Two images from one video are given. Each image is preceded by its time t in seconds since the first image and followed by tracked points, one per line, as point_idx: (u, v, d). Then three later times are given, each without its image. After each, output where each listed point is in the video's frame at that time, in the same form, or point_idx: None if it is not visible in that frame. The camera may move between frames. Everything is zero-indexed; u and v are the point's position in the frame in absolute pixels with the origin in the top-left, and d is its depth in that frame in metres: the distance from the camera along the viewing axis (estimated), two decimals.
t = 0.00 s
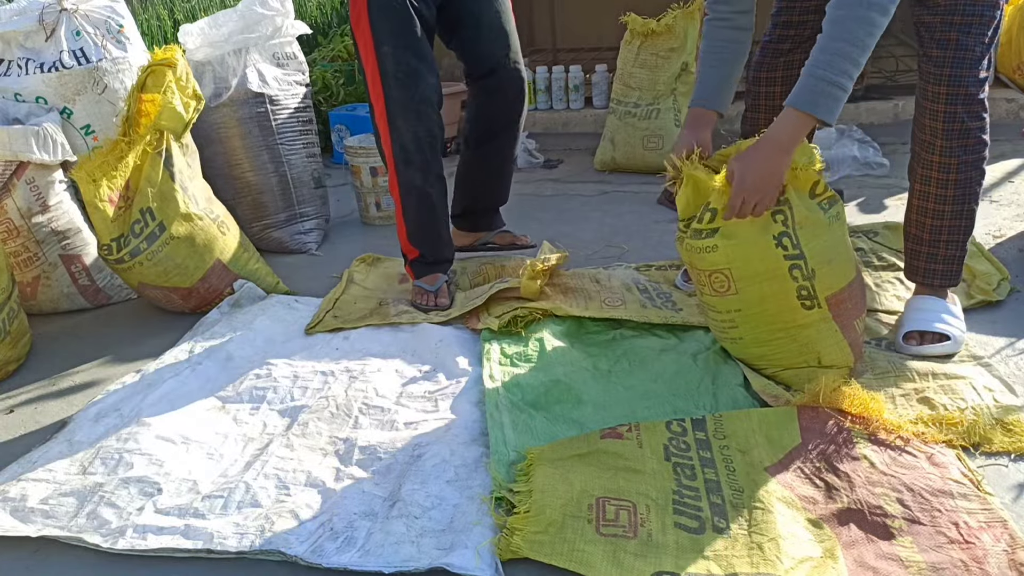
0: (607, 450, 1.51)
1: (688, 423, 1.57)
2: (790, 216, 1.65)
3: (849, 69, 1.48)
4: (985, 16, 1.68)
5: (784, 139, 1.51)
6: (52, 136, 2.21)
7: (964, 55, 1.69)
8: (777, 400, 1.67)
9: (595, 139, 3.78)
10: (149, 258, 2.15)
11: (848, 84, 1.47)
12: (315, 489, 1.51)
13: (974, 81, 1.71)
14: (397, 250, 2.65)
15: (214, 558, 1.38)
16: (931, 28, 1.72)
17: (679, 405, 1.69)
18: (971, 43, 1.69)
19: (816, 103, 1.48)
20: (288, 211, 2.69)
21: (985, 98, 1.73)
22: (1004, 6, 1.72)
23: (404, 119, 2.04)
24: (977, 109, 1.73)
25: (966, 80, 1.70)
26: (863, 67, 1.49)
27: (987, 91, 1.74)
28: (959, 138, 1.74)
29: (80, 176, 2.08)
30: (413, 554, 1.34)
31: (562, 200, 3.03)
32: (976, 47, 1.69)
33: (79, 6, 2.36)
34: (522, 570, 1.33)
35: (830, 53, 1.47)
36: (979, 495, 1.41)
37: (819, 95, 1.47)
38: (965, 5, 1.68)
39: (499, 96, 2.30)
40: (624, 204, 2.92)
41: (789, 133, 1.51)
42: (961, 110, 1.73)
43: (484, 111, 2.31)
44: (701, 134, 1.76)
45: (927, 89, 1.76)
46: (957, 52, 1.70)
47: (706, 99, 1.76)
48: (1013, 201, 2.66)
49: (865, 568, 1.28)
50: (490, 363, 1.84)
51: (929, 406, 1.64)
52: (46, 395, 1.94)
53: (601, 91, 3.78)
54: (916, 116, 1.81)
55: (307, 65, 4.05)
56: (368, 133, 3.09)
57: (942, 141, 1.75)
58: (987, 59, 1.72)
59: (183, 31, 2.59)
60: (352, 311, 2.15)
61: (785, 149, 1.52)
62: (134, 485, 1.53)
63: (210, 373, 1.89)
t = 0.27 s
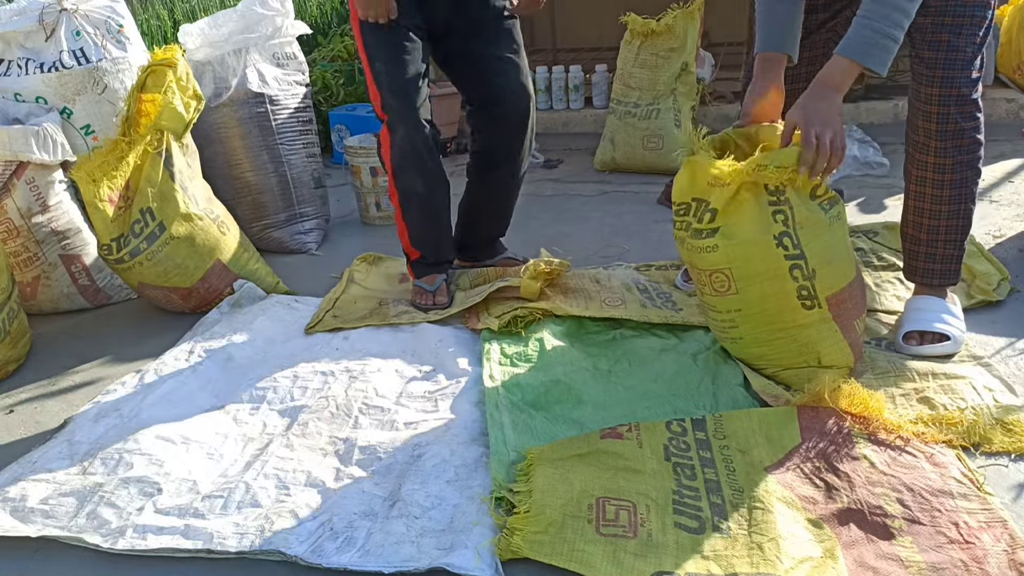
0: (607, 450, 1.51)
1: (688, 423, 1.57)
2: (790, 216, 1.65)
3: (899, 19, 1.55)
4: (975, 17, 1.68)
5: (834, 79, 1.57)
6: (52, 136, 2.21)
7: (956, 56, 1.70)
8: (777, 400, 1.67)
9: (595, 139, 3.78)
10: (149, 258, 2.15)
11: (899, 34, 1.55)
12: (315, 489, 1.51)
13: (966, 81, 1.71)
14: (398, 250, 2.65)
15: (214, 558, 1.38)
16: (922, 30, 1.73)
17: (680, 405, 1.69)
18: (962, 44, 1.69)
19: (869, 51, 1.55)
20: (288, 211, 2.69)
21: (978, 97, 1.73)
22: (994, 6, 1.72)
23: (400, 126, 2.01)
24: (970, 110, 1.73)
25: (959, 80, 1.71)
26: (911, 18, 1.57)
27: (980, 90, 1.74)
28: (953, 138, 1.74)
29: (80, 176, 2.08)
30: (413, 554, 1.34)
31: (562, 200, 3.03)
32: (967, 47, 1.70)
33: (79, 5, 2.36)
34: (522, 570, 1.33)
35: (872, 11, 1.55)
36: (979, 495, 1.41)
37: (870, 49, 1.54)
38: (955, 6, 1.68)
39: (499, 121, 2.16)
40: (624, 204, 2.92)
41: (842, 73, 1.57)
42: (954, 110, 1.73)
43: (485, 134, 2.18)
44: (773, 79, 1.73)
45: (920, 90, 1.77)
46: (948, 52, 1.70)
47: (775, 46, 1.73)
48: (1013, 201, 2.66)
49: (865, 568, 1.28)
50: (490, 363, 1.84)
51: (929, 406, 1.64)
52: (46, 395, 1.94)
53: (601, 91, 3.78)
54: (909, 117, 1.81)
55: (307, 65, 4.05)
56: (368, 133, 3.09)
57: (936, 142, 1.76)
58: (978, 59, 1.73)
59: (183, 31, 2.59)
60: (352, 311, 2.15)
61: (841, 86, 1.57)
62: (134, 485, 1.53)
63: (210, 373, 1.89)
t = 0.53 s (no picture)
0: (607, 450, 1.51)
1: (688, 423, 1.57)
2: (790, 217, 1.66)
3: (893, 58, 1.51)
4: (970, 18, 1.68)
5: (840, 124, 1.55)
6: (52, 136, 2.21)
7: (950, 56, 1.70)
8: (777, 399, 1.67)
9: (595, 139, 3.78)
10: (149, 258, 2.15)
11: (894, 72, 1.51)
12: (314, 489, 1.51)
13: (961, 82, 1.71)
14: (398, 250, 2.65)
15: (214, 558, 1.38)
16: (917, 31, 1.73)
17: (680, 405, 1.69)
18: (957, 45, 1.70)
19: (867, 96, 1.52)
20: (288, 211, 2.69)
21: (973, 98, 1.73)
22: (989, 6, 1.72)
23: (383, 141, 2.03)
24: (966, 110, 1.73)
25: (953, 81, 1.71)
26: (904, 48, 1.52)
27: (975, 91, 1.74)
28: (948, 138, 1.74)
29: (80, 176, 2.08)
30: (414, 554, 1.34)
31: (562, 200, 3.03)
32: (961, 48, 1.70)
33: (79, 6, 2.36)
34: (522, 570, 1.33)
35: (867, 52, 1.51)
36: (979, 495, 1.41)
37: (870, 91, 1.52)
38: (949, 6, 1.68)
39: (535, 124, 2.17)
40: (624, 205, 2.92)
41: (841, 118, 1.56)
42: (950, 111, 1.73)
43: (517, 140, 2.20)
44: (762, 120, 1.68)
45: (915, 91, 1.77)
46: (942, 53, 1.70)
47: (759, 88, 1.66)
48: (1013, 201, 2.66)
49: (865, 568, 1.28)
50: (490, 362, 1.84)
51: (929, 406, 1.64)
52: (46, 395, 1.94)
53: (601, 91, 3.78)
54: (905, 117, 1.81)
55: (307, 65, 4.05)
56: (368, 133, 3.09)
57: (932, 142, 1.76)
58: (973, 60, 1.73)
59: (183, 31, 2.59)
60: (352, 311, 2.15)
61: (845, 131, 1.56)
62: (134, 485, 1.53)
63: (210, 373, 1.89)
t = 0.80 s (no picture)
0: (607, 450, 1.51)
1: (688, 423, 1.57)
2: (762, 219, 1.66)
3: (870, 66, 1.58)
4: (960, 18, 1.68)
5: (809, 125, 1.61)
6: (52, 136, 2.21)
7: (942, 57, 1.70)
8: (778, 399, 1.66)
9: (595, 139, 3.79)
10: (149, 258, 2.15)
11: (869, 79, 1.58)
12: (314, 489, 1.51)
13: (953, 82, 1.71)
14: (398, 250, 2.65)
15: (214, 558, 1.38)
16: (909, 33, 1.73)
17: (681, 407, 1.68)
18: (949, 45, 1.69)
19: (840, 98, 1.58)
20: (288, 211, 2.69)
21: (966, 98, 1.73)
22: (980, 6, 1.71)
23: (387, 163, 2.03)
24: (958, 111, 1.73)
25: (945, 81, 1.71)
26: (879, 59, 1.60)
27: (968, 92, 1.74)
28: (942, 139, 1.75)
29: (80, 176, 2.08)
30: (414, 554, 1.34)
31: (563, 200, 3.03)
32: (953, 49, 1.69)
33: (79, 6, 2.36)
34: (522, 570, 1.33)
35: (847, 55, 1.58)
36: (979, 496, 1.41)
37: (846, 95, 1.58)
38: (940, 7, 1.68)
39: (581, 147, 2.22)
40: (624, 205, 2.92)
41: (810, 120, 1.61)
42: (942, 111, 1.73)
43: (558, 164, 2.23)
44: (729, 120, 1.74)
45: (908, 92, 1.77)
46: (934, 54, 1.70)
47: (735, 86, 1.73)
48: (1013, 201, 2.66)
49: (865, 569, 1.28)
50: (490, 362, 1.84)
51: (929, 406, 1.64)
52: (46, 396, 1.94)
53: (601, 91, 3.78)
54: (900, 118, 1.82)
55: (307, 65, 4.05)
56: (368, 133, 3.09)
57: (925, 143, 1.76)
58: (965, 61, 1.73)
59: (183, 32, 2.59)
60: (352, 311, 2.15)
61: (812, 131, 1.61)
62: (134, 485, 1.53)
63: (210, 373, 1.89)
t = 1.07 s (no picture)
0: (608, 450, 1.51)
1: (688, 424, 1.57)
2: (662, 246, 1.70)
3: (778, 103, 1.50)
4: (967, 19, 1.68)
5: (711, 153, 1.57)
6: (51, 136, 2.21)
7: (948, 57, 1.70)
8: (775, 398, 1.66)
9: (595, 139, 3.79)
10: (149, 258, 2.15)
11: (775, 114, 1.51)
12: (314, 489, 1.51)
13: (959, 82, 1.71)
14: (398, 250, 2.65)
15: (213, 558, 1.38)
16: (915, 32, 1.73)
17: (680, 407, 1.68)
18: (956, 45, 1.70)
19: (737, 133, 1.53)
20: (288, 211, 2.69)
21: (971, 99, 1.73)
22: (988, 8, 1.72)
23: (398, 187, 2.03)
24: (963, 111, 1.73)
25: (951, 81, 1.71)
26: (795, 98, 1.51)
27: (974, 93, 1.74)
28: (944, 139, 1.75)
29: (80, 176, 2.08)
30: (414, 554, 1.34)
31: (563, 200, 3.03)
32: (959, 49, 1.70)
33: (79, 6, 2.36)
34: (522, 570, 1.33)
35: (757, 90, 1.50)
36: (979, 496, 1.41)
37: (745, 130, 1.52)
38: (947, 7, 1.68)
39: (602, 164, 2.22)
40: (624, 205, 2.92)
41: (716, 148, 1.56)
42: (947, 111, 1.73)
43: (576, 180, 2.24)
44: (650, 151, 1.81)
45: (912, 91, 1.77)
46: (940, 53, 1.70)
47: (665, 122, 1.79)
48: (1013, 201, 2.66)
49: (865, 569, 1.28)
50: (489, 362, 1.84)
51: (929, 405, 1.64)
52: (46, 396, 1.94)
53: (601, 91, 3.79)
54: (902, 118, 1.81)
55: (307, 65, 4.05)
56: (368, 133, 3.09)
57: (927, 143, 1.76)
58: (972, 61, 1.73)
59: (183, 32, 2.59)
60: (352, 311, 2.15)
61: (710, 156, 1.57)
62: (134, 485, 1.53)
63: (210, 373, 1.89)
